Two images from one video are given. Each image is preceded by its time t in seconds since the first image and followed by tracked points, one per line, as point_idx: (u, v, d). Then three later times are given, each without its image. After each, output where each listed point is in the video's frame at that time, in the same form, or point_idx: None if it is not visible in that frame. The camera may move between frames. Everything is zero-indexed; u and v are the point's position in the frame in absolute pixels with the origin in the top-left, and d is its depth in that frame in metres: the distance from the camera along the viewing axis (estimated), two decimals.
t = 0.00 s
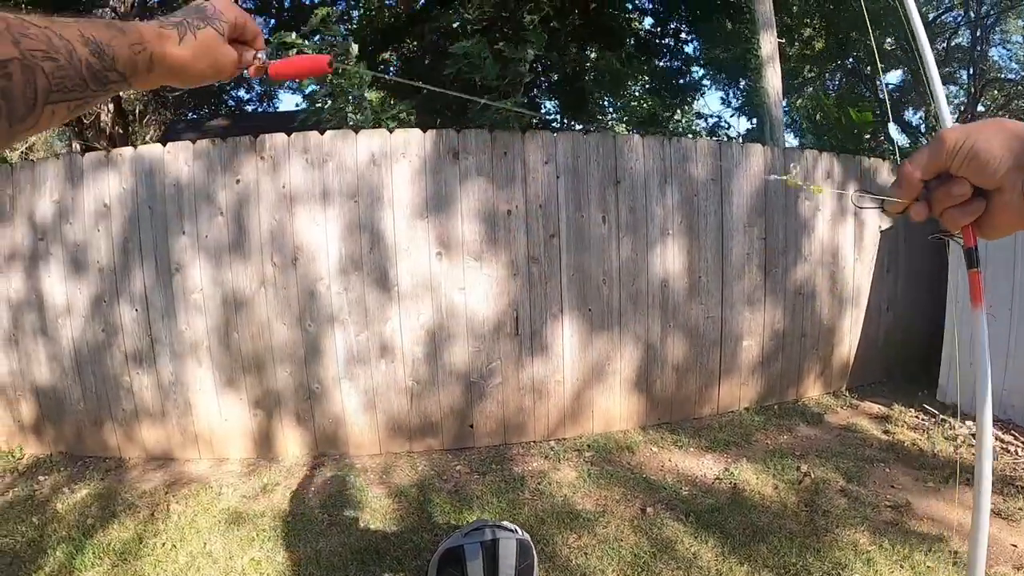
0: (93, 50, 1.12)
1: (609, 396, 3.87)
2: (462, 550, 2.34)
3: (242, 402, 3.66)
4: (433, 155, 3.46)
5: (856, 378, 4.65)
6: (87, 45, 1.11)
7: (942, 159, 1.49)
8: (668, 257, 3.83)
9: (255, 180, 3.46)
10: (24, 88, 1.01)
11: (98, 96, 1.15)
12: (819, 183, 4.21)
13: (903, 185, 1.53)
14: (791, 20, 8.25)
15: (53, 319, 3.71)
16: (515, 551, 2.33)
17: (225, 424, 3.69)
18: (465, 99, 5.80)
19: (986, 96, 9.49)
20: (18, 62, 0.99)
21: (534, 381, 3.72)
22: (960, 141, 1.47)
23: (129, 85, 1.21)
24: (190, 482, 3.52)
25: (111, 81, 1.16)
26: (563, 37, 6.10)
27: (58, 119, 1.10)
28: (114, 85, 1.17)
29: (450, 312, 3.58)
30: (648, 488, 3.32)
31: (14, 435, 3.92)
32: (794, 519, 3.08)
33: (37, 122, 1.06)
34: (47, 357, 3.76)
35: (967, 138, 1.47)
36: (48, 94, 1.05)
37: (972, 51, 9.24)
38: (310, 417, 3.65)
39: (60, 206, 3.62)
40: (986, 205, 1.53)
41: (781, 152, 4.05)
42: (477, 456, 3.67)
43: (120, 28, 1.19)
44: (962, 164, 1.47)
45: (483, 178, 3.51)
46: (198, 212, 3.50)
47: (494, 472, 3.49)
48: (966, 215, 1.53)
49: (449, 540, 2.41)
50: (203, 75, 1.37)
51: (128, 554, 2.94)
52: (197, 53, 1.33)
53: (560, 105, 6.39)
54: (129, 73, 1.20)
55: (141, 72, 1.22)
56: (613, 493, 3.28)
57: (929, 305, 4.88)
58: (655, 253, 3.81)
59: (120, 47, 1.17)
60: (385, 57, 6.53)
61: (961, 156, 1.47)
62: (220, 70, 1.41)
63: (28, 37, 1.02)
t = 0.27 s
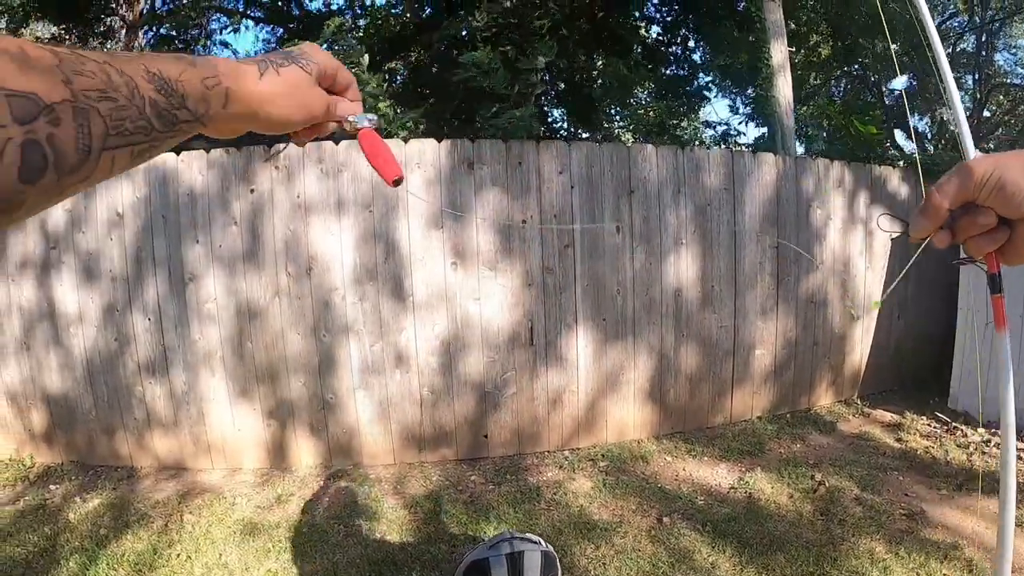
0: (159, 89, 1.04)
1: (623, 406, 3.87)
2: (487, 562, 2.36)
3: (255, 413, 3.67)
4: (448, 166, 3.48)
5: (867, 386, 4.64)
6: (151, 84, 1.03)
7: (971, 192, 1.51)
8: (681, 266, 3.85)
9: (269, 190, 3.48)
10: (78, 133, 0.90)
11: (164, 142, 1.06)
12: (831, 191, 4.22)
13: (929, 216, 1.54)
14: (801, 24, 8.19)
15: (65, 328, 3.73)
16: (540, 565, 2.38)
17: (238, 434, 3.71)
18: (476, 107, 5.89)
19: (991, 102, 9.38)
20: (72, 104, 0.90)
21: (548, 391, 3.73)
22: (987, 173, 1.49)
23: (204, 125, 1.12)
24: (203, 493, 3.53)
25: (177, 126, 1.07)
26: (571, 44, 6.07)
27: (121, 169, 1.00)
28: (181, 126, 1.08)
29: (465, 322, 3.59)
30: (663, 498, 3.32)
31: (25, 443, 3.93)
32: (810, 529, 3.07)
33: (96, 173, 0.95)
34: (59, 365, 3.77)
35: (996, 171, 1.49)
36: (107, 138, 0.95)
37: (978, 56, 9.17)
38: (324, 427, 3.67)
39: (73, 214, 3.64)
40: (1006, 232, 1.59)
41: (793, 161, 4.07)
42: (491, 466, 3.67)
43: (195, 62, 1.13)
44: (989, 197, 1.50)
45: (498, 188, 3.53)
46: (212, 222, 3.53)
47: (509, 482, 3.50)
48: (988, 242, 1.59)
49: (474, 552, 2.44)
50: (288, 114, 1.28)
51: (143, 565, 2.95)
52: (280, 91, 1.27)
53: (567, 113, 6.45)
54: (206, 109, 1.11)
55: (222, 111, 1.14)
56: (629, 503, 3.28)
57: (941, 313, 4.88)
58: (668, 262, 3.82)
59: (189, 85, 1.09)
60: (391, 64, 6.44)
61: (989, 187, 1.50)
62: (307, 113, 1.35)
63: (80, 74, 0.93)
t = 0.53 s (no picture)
0: (261, 86, 0.97)
1: (630, 407, 3.89)
2: (507, 564, 2.49)
3: (262, 415, 3.68)
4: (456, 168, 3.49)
5: (871, 386, 4.66)
6: (249, 77, 0.96)
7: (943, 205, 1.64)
8: (687, 267, 3.87)
9: (276, 192, 3.49)
10: (158, 148, 0.88)
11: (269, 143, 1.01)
12: (834, 193, 4.24)
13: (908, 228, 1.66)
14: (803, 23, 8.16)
15: (70, 330, 3.74)
16: (559, 566, 2.50)
17: (244, 437, 3.71)
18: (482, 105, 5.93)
19: (989, 102, 9.21)
20: (150, 110, 0.87)
21: (556, 393, 3.75)
22: (959, 190, 1.62)
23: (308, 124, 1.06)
24: (211, 496, 3.54)
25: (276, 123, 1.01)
26: (574, 45, 6.01)
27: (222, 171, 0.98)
28: (286, 126, 1.02)
29: (473, 324, 3.60)
30: (672, 498, 3.33)
31: (30, 446, 3.95)
32: (819, 528, 3.09)
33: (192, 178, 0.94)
34: (63, 367, 3.78)
35: (966, 187, 1.62)
36: (190, 149, 0.92)
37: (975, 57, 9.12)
38: (331, 430, 3.68)
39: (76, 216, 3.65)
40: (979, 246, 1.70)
41: (797, 163, 4.10)
42: (499, 468, 3.69)
43: (309, 57, 1.05)
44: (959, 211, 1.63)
45: (505, 190, 3.54)
46: (219, 224, 3.53)
47: (518, 484, 3.51)
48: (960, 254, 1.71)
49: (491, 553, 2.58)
50: (410, 120, 1.17)
51: (151, 569, 2.96)
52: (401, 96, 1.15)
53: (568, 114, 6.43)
54: (316, 110, 1.05)
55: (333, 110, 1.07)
56: (639, 504, 3.29)
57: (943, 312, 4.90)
58: (674, 264, 3.84)
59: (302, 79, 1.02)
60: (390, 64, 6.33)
61: (960, 203, 1.63)
62: (441, 118, 1.22)
63: (164, 71, 0.88)
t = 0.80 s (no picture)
0: (105, 72, 1.25)
1: (632, 408, 3.88)
2: (514, 566, 2.48)
3: (263, 418, 3.66)
4: (459, 168, 3.48)
5: (872, 385, 4.65)
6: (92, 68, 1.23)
7: (930, 210, 1.59)
8: (689, 268, 3.86)
9: (277, 194, 3.48)
10: (37, 109, 1.10)
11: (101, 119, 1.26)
12: (835, 192, 4.24)
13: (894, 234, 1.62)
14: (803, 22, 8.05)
15: (68, 333, 3.73)
16: (567, 568, 2.49)
17: (245, 440, 3.70)
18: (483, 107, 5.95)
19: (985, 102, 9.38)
20: (30, 81, 1.07)
21: (559, 395, 3.74)
22: (947, 194, 1.56)
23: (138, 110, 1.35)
24: (212, 499, 3.53)
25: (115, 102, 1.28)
26: (573, 45, 6.01)
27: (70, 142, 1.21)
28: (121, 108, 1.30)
29: (474, 325, 3.59)
30: (675, 499, 3.32)
31: (28, 449, 3.93)
32: (823, 528, 3.08)
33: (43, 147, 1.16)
34: (61, 370, 3.77)
35: (955, 191, 1.56)
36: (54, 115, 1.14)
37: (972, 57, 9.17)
38: (332, 432, 3.66)
39: (75, 218, 3.64)
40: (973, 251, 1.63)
41: (797, 162, 4.09)
42: (502, 469, 3.68)
43: (125, 51, 1.33)
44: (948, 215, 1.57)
45: (507, 191, 3.54)
46: (219, 226, 3.52)
47: (520, 486, 3.50)
48: (953, 258, 1.64)
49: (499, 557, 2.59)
50: (198, 97, 1.48)
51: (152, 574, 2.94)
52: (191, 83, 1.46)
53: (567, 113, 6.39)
54: (134, 97, 1.32)
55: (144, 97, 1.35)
56: (642, 505, 3.29)
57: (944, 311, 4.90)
58: (677, 264, 3.83)
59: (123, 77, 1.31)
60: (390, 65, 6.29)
61: (949, 206, 1.57)
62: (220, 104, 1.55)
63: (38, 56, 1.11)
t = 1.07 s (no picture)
0: (216, 38, 1.07)
1: (631, 408, 3.87)
2: (516, 569, 2.46)
3: (260, 420, 3.65)
4: (456, 168, 3.48)
5: (871, 385, 4.65)
6: (188, 39, 1.00)
7: (926, 208, 1.60)
8: (687, 267, 3.86)
9: (273, 195, 3.47)
10: (148, 89, 0.92)
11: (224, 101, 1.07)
12: (833, 192, 4.24)
13: (888, 234, 1.62)
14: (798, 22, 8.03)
15: (65, 336, 3.71)
16: (568, 569, 2.47)
17: (243, 442, 3.68)
18: (480, 109, 5.95)
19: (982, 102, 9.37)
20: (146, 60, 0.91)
21: (557, 396, 3.73)
22: (941, 191, 1.58)
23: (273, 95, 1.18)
24: (210, 502, 3.51)
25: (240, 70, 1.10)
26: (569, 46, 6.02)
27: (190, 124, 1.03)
28: (245, 91, 1.11)
29: (473, 325, 3.58)
30: (675, 500, 3.32)
31: (24, 453, 3.91)
32: (823, 527, 3.07)
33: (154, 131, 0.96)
34: (58, 373, 3.75)
35: (950, 188, 1.58)
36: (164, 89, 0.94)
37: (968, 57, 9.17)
38: (330, 434, 3.65)
39: (70, 220, 3.62)
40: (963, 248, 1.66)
41: (795, 162, 4.09)
42: (500, 471, 3.67)
43: (256, 31, 1.15)
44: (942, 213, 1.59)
45: (504, 191, 3.52)
46: (216, 227, 3.51)
47: (519, 487, 3.49)
48: (946, 256, 1.67)
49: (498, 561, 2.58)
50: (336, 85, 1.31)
51: None
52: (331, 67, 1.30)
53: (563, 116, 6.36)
54: (263, 78, 1.14)
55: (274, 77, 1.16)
56: (641, 506, 3.28)
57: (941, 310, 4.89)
58: (675, 264, 3.83)
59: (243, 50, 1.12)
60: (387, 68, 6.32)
61: (943, 205, 1.59)
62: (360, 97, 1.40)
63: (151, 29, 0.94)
